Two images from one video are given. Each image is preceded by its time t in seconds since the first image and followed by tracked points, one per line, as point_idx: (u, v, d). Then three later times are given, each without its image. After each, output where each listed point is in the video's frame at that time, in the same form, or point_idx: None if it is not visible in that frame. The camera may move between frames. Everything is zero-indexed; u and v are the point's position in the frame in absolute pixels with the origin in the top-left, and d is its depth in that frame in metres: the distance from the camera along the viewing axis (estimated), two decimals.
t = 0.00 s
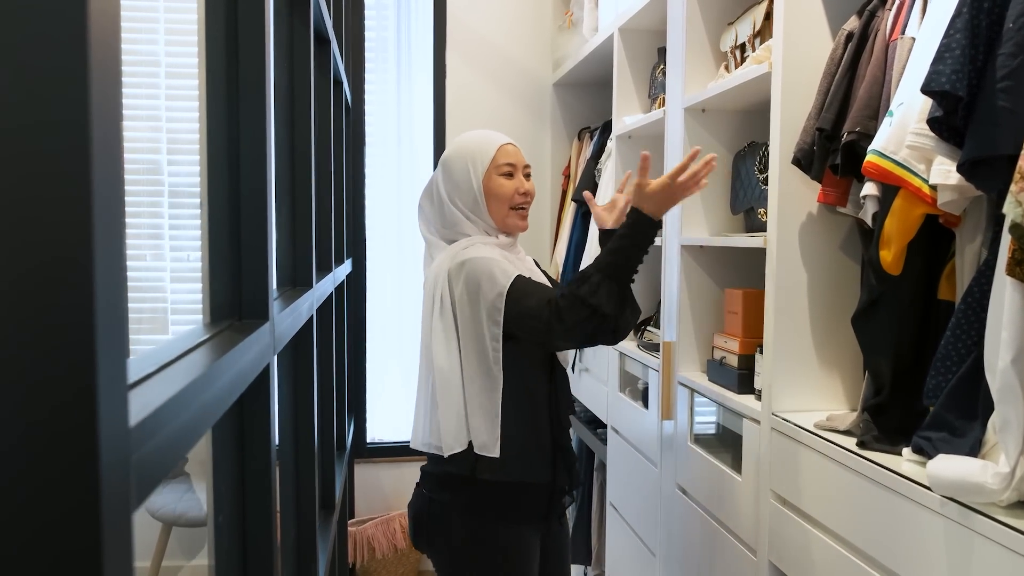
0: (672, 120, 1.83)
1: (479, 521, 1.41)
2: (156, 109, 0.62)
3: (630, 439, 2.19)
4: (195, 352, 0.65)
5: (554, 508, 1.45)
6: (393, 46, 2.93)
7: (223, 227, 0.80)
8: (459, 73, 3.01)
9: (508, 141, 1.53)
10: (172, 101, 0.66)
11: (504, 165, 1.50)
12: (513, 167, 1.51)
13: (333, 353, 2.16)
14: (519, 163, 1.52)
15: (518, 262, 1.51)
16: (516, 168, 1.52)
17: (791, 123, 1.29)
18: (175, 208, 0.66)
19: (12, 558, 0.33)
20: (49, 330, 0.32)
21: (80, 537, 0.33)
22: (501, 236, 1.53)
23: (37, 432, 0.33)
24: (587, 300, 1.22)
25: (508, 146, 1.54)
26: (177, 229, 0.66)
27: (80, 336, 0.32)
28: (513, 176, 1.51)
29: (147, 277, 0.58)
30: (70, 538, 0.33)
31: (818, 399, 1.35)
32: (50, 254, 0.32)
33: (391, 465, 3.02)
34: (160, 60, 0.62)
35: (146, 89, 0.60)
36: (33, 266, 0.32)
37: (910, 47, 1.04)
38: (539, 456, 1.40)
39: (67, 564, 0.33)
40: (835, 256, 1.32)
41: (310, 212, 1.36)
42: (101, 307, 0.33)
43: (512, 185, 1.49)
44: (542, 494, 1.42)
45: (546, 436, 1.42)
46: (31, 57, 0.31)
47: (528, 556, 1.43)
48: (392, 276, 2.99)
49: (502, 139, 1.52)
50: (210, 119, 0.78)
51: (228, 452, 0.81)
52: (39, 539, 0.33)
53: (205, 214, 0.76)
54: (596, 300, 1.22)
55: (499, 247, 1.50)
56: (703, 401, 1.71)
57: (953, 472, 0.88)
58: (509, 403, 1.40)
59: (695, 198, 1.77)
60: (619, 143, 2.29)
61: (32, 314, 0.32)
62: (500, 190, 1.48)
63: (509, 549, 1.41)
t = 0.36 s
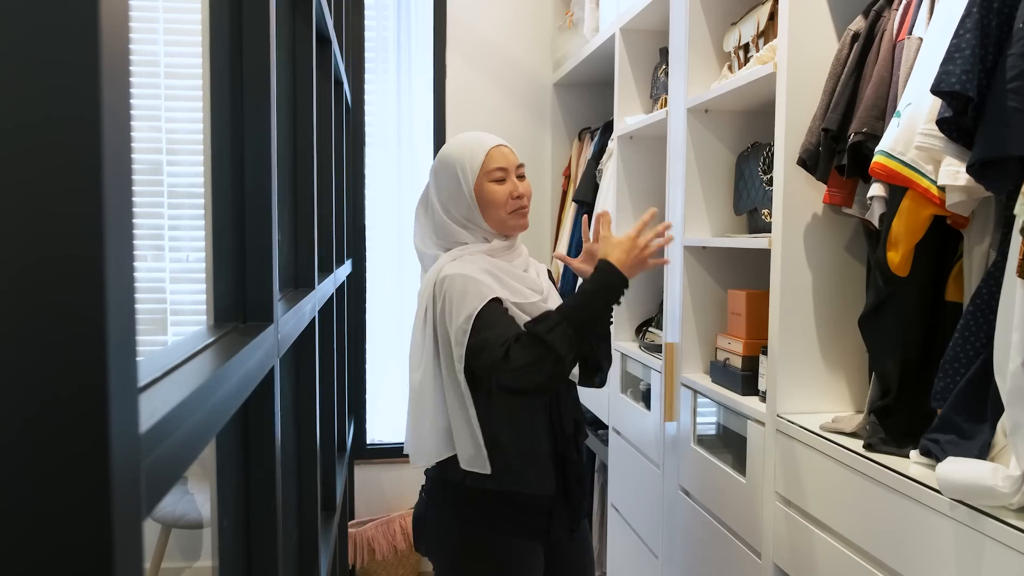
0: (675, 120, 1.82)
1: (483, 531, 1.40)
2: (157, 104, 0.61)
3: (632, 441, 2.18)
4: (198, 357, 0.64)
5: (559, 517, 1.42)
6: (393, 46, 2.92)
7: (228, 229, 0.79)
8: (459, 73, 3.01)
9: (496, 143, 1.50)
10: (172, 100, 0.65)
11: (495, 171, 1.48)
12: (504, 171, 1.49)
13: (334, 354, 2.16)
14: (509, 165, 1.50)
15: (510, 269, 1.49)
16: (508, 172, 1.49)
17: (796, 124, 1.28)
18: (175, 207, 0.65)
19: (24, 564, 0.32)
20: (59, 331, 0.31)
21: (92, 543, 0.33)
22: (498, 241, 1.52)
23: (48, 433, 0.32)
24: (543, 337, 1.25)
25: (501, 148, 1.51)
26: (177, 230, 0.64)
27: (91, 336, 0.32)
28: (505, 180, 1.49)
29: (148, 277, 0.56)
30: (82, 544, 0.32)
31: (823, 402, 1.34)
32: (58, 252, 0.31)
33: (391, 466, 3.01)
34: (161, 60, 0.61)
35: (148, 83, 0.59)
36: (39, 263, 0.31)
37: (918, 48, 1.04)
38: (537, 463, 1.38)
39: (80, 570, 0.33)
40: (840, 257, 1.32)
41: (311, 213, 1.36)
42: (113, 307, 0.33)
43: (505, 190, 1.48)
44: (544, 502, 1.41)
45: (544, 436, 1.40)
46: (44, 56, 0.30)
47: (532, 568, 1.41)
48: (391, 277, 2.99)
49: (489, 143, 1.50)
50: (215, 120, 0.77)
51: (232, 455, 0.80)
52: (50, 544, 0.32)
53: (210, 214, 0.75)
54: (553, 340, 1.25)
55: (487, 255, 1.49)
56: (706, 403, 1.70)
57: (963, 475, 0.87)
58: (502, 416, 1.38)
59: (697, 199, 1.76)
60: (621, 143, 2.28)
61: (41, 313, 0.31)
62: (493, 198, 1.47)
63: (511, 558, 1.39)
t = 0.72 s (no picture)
0: (675, 119, 1.82)
1: (474, 535, 1.39)
2: (154, 104, 0.60)
3: (631, 441, 2.18)
4: (196, 358, 0.63)
5: (546, 523, 1.41)
6: (391, 45, 2.91)
7: (226, 229, 0.78)
8: (458, 72, 3.00)
9: (494, 142, 1.51)
10: (170, 101, 0.64)
11: (482, 167, 1.50)
12: (492, 170, 1.50)
13: (333, 355, 2.15)
14: (499, 165, 1.50)
15: (493, 273, 1.49)
16: (497, 171, 1.50)
17: (798, 123, 1.28)
18: (172, 207, 0.64)
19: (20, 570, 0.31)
20: (56, 326, 0.30)
21: (88, 545, 0.32)
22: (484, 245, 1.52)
23: (44, 433, 0.31)
24: (519, 368, 1.26)
25: (502, 149, 1.53)
26: (173, 230, 0.63)
27: (88, 332, 0.31)
28: (491, 177, 1.50)
29: (146, 278, 0.55)
30: (78, 545, 0.32)
31: (825, 403, 1.34)
32: (54, 243, 0.30)
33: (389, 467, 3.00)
34: (158, 60, 0.60)
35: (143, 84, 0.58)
36: (35, 256, 0.30)
37: (921, 46, 1.03)
38: (520, 463, 1.39)
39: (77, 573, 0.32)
40: (842, 257, 1.31)
41: (310, 213, 1.34)
42: (110, 302, 0.32)
43: (486, 187, 1.48)
44: (533, 506, 1.40)
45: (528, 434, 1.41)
46: (40, 45, 0.29)
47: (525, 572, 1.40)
48: (390, 277, 2.97)
49: (486, 141, 1.51)
50: (213, 117, 0.76)
51: (231, 457, 0.79)
52: (45, 546, 0.31)
53: (208, 212, 0.74)
54: (529, 370, 1.26)
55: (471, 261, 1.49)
56: (706, 403, 1.69)
57: (969, 477, 0.87)
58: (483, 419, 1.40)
59: (698, 199, 1.75)
60: (620, 143, 2.27)
61: (37, 309, 0.30)
62: (471, 190, 1.48)
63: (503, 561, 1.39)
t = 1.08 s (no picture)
0: (672, 117, 1.81)
1: (469, 533, 1.39)
2: (147, 106, 0.59)
3: (628, 441, 2.17)
4: (187, 355, 0.62)
5: (543, 520, 1.39)
6: (388, 44, 2.89)
7: (216, 226, 0.77)
8: (454, 71, 2.98)
9: (491, 136, 1.49)
10: (164, 102, 0.63)
11: (478, 161, 1.48)
12: (489, 164, 1.48)
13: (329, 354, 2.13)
14: (496, 159, 1.48)
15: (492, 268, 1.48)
16: (493, 165, 1.48)
17: (796, 121, 1.27)
18: (167, 206, 0.63)
19: None
20: (35, 317, 0.30)
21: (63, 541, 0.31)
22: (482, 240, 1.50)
23: (21, 426, 0.31)
24: (532, 278, 1.28)
25: (497, 142, 1.50)
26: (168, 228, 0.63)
27: (64, 324, 0.31)
28: (487, 172, 1.48)
29: (139, 277, 0.55)
30: (54, 537, 0.31)
31: (823, 402, 1.33)
32: (31, 236, 0.30)
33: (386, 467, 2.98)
34: (152, 58, 0.59)
35: (135, 87, 0.57)
36: (16, 248, 0.30)
37: (920, 42, 1.02)
38: (514, 459, 1.38)
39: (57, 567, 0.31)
40: (841, 254, 1.30)
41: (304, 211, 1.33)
42: (87, 293, 0.31)
43: (484, 181, 1.46)
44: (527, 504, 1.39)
45: (520, 436, 1.39)
46: (16, 34, 0.29)
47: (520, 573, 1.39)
48: (386, 276, 2.96)
49: (483, 135, 1.49)
50: (203, 113, 0.75)
51: (222, 458, 0.78)
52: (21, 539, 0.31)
53: (199, 208, 0.73)
54: (542, 277, 1.28)
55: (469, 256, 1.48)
56: (704, 403, 1.68)
57: (969, 476, 0.86)
58: (479, 415, 1.39)
59: (695, 197, 1.74)
60: (617, 141, 2.26)
61: (13, 301, 0.30)
62: (468, 185, 1.46)
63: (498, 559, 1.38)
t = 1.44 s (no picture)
0: (671, 115, 1.79)
1: (462, 535, 1.37)
2: (144, 102, 0.58)
3: (626, 441, 2.15)
4: (180, 355, 0.61)
5: (538, 524, 1.38)
6: (384, 42, 2.87)
7: (209, 225, 0.75)
8: (451, 69, 2.96)
9: (486, 136, 1.47)
10: (159, 100, 0.62)
11: (476, 164, 1.46)
12: (486, 166, 1.46)
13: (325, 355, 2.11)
14: (493, 159, 1.46)
15: (491, 269, 1.46)
16: (490, 167, 1.46)
17: (797, 118, 1.26)
18: (162, 205, 0.62)
19: None
20: (15, 309, 0.29)
21: (44, 539, 0.30)
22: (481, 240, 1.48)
23: None
24: (514, 331, 1.25)
25: (493, 142, 1.48)
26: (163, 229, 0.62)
27: (45, 317, 0.30)
28: (486, 174, 1.46)
29: (131, 275, 0.54)
30: (36, 536, 0.30)
31: (823, 402, 1.32)
32: (14, 236, 0.29)
33: (382, 468, 2.97)
34: (148, 57, 0.58)
35: (131, 83, 0.56)
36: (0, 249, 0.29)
37: (923, 38, 1.01)
38: (516, 461, 1.37)
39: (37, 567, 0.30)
40: (841, 253, 1.29)
41: (299, 210, 1.31)
42: (69, 293, 0.30)
43: (483, 184, 1.44)
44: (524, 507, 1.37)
45: (523, 439, 1.39)
46: None
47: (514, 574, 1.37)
48: (382, 276, 2.94)
49: (478, 136, 1.47)
50: (196, 110, 0.73)
51: (215, 460, 0.76)
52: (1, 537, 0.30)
53: (192, 206, 0.71)
54: (524, 330, 1.25)
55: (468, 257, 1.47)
56: (703, 403, 1.67)
57: (973, 478, 0.85)
58: (478, 416, 1.38)
59: (694, 196, 1.73)
60: (615, 140, 2.25)
61: None
62: (469, 190, 1.45)
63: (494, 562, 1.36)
